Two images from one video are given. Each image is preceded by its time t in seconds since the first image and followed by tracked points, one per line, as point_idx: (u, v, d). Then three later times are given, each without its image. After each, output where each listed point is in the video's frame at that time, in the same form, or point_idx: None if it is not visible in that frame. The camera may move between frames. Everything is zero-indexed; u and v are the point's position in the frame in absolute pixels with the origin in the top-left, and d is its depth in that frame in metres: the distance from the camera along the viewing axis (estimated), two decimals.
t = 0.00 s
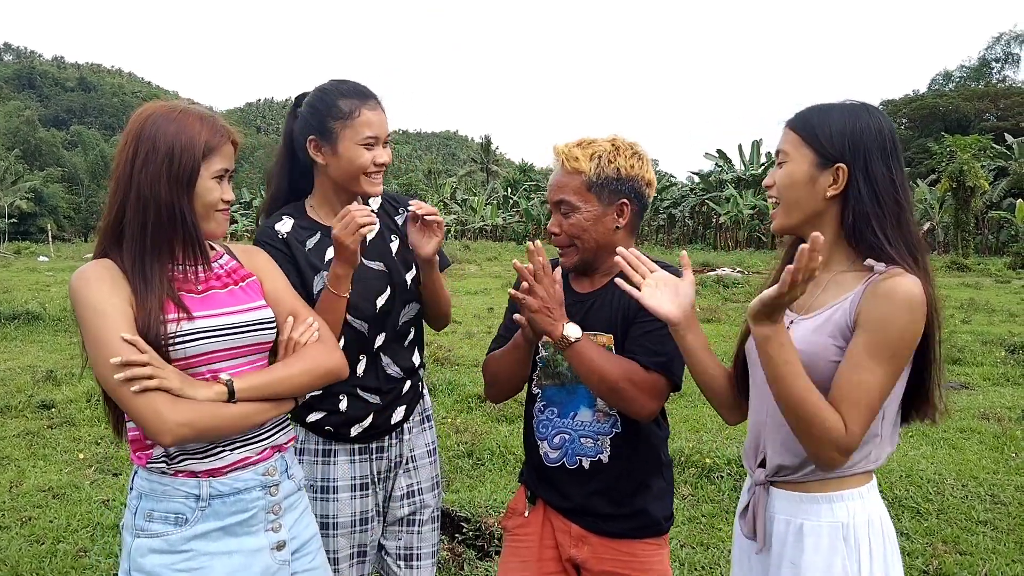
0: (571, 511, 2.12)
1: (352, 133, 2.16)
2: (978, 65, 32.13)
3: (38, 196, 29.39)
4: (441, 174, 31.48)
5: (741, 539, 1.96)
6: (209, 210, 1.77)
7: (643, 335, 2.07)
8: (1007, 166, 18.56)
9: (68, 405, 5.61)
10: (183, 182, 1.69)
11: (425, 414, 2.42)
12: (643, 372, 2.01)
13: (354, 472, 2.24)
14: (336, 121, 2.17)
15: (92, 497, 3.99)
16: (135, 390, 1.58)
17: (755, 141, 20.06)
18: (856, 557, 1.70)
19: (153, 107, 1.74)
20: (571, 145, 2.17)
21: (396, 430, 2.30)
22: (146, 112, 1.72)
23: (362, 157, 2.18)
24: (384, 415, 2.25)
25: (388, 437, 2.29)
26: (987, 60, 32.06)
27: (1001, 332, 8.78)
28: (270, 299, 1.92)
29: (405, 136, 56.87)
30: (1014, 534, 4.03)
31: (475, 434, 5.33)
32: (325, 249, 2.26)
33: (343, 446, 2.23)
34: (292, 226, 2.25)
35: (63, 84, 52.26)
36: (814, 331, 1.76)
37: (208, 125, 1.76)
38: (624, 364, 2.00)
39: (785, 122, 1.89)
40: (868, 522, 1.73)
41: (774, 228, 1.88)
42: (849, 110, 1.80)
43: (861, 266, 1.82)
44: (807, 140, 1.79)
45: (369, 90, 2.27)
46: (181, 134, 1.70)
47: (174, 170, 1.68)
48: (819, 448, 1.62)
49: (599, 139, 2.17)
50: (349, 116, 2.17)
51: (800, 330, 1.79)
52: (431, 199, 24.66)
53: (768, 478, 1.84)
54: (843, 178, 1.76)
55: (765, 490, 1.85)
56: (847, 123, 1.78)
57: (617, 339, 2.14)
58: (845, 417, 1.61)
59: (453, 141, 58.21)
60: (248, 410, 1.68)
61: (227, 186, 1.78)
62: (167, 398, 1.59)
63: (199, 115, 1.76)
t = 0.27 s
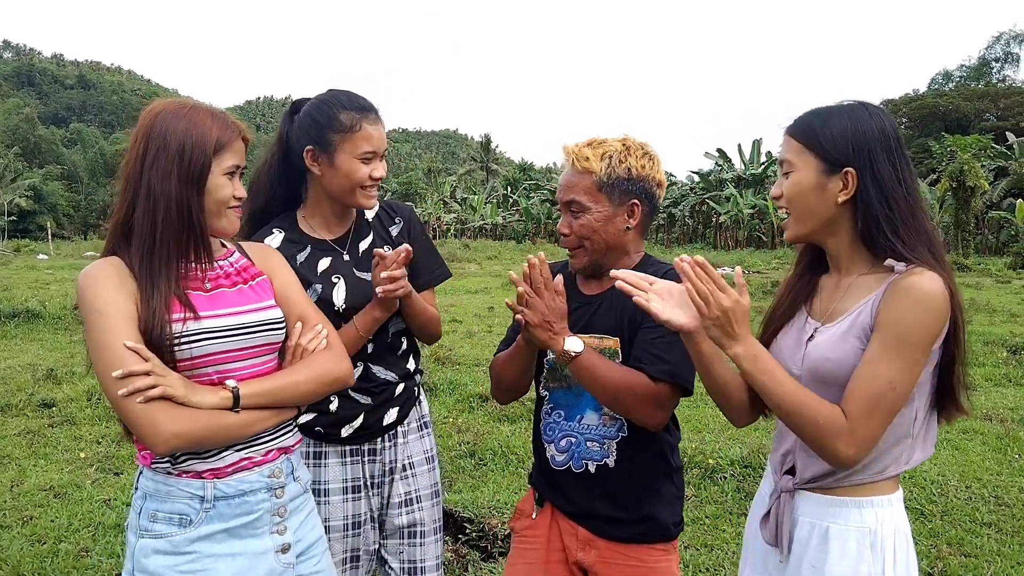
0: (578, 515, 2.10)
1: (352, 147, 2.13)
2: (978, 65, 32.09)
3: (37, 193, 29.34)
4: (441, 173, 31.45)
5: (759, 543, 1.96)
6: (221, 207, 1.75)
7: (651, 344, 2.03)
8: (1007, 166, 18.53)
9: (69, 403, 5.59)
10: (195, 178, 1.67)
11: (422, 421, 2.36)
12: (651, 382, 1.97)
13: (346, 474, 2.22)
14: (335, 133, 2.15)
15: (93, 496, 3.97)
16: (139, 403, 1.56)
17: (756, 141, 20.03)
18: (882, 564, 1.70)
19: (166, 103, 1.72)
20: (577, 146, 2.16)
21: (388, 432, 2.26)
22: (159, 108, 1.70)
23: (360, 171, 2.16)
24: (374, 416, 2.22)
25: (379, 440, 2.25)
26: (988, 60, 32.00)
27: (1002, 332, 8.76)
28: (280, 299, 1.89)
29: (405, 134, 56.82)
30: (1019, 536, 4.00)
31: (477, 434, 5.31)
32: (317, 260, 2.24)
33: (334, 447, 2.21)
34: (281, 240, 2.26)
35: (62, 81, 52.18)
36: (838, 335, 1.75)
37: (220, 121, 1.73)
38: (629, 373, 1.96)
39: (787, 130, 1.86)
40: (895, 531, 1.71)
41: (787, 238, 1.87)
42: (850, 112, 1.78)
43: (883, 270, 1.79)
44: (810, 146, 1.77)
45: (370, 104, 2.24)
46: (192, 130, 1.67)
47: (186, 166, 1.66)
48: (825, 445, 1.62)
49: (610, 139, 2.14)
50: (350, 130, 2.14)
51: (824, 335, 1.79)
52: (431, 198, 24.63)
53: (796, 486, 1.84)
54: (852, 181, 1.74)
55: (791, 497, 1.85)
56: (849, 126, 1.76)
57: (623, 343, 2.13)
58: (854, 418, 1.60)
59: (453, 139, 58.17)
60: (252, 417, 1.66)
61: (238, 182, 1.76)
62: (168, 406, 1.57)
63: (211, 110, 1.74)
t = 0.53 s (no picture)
0: (585, 521, 2.09)
1: (343, 138, 2.13)
2: (975, 69, 32.16)
3: (34, 193, 29.27)
4: (439, 175, 31.43)
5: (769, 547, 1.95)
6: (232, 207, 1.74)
7: (653, 343, 2.02)
8: (1004, 171, 18.56)
9: (66, 405, 5.56)
10: (208, 178, 1.66)
11: (417, 425, 2.34)
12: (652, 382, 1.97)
13: (335, 480, 2.21)
14: (329, 125, 2.15)
15: (90, 498, 3.94)
16: (140, 408, 1.55)
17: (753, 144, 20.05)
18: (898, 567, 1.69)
19: (180, 101, 1.71)
20: (591, 148, 2.14)
21: (379, 438, 2.23)
22: (174, 106, 1.70)
23: (352, 163, 2.15)
24: (364, 422, 2.19)
25: (371, 445, 2.22)
26: (984, 64, 32.06)
27: (1000, 337, 8.76)
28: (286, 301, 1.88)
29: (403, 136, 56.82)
30: (1019, 540, 3.99)
31: (476, 436, 5.29)
32: (310, 256, 2.23)
33: (323, 453, 2.20)
34: (276, 235, 2.27)
35: (60, 81, 52.09)
36: (846, 337, 1.75)
37: (234, 121, 1.72)
38: (630, 375, 1.95)
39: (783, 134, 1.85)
40: (909, 532, 1.71)
41: (791, 243, 1.85)
42: (845, 111, 1.78)
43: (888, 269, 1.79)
44: (810, 148, 1.75)
45: (364, 98, 2.25)
46: (205, 130, 1.66)
47: (200, 165, 1.65)
48: (841, 428, 1.56)
49: (625, 143, 2.16)
50: (343, 121, 2.14)
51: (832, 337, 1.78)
52: (429, 200, 24.62)
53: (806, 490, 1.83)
54: (855, 183, 1.73)
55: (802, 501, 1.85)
56: (846, 125, 1.74)
57: (628, 347, 2.11)
58: (871, 400, 1.55)
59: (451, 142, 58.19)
60: (255, 419, 1.65)
61: (250, 183, 1.75)
62: (168, 412, 1.55)
63: (226, 110, 1.73)
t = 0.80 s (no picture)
0: (590, 525, 2.07)
1: (346, 134, 2.14)
2: (973, 72, 32.20)
3: (33, 194, 29.24)
4: (439, 177, 31.44)
5: (775, 554, 1.93)
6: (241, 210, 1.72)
7: (662, 346, 2.01)
8: (1004, 174, 18.56)
9: (65, 406, 5.54)
10: (219, 179, 1.64)
11: (424, 430, 2.32)
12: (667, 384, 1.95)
13: (338, 484, 2.18)
14: (332, 121, 2.16)
15: (89, 499, 3.92)
16: (146, 412, 1.53)
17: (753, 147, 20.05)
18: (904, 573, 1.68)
19: (191, 100, 1.70)
20: (600, 148, 2.13)
21: (383, 442, 2.21)
22: (185, 105, 1.68)
23: (354, 159, 2.15)
24: (368, 426, 2.17)
25: (375, 450, 2.21)
26: (983, 67, 32.08)
27: (999, 339, 8.75)
28: (291, 303, 1.86)
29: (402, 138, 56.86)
30: (1021, 543, 3.98)
31: (476, 438, 5.27)
32: (312, 258, 2.21)
33: (328, 457, 2.17)
34: (277, 236, 2.24)
35: (60, 82, 52.10)
36: (856, 338, 1.74)
37: (245, 121, 1.71)
38: (645, 378, 1.94)
39: (790, 135, 1.84)
40: (915, 538, 1.70)
41: (800, 245, 1.85)
42: (852, 110, 1.76)
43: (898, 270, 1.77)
44: (816, 149, 1.75)
45: (366, 98, 2.26)
46: (217, 130, 1.65)
47: (211, 166, 1.63)
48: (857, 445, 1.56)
49: (634, 143, 2.15)
50: (346, 117, 2.15)
51: (841, 338, 1.77)
52: (429, 202, 24.61)
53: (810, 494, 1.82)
54: (864, 183, 1.72)
55: (807, 505, 1.83)
56: (854, 125, 1.73)
57: (635, 350, 2.09)
58: (886, 417, 1.55)
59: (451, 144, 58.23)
60: (258, 422, 1.63)
61: (260, 185, 1.74)
62: (174, 415, 1.54)
63: (237, 111, 1.72)
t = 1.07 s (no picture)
0: (584, 519, 2.07)
1: (354, 133, 2.11)
2: (962, 68, 32.40)
3: (19, 189, 28.94)
4: (429, 171, 31.35)
5: (772, 550, 1.94)
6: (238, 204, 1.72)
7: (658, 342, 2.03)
8: (991, 169, 18.70)
9: (54, 402, 5.50)
10: (216, 172, 1.63)
11: (424, 430, 2.30)
12: (665, 384, 1.97)
13: (334, 481, 2.18)
14: (339, 119, 2.11)
15: (79, 496, 3.90)
16: (143, 408, 1.52)
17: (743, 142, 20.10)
18: (896, 565, 1.69)
19: (186, 92, 1.68)
20: (599, 137, 2.12)
21: (381, 439, 2.21)
22: (180, 97, 1.66)
23: (360, 157, 2.13)
24: (365, 422, 2.16)
25: (373, 446, 2.20)
26: (971, 63, 32.29)
27: (988, 333, 8.82)
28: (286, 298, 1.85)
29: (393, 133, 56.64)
30: (1008, 535, 4.02)
31: (468, 433, 5.27)
32: (310, 252, 2.23)
33: (324, 453, 2.17)
34: (276, 230, 2.26)
35: (46, 76, 51.53)
36: (850, 332, 1.74)
37: (242, 114, 1.70)
38: (646, 378, 1.95)
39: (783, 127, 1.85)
40: (908, 531, 1.71)
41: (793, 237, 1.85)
42: (842, 102, 1.77)
43: (890, 262, 1.78)
44: (808, 142, 1.75)
45: (374, 94, 2.22)
46: (213, 122, 1.64)
47: (208, 159, 1.62)
48: (867, 448, 1.57)
49: (631, 136, 2.16)
50: (353, 115, 2.12)
51: (835, 330, 1.78)
52: (419, 196, 24.54)
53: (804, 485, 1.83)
54: (855, 176, 1.72)
55: (800, 497, 1.84)
56: (845, 117, 1.74)
57: (631, 345, 2.09)
58: (894, 418, 1.56)
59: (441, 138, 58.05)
60: (253, 417, 1.62)
61: (256, 178, 1.74)
62: (169, 411, 1.53)
63: (233, 103, 1.71)
